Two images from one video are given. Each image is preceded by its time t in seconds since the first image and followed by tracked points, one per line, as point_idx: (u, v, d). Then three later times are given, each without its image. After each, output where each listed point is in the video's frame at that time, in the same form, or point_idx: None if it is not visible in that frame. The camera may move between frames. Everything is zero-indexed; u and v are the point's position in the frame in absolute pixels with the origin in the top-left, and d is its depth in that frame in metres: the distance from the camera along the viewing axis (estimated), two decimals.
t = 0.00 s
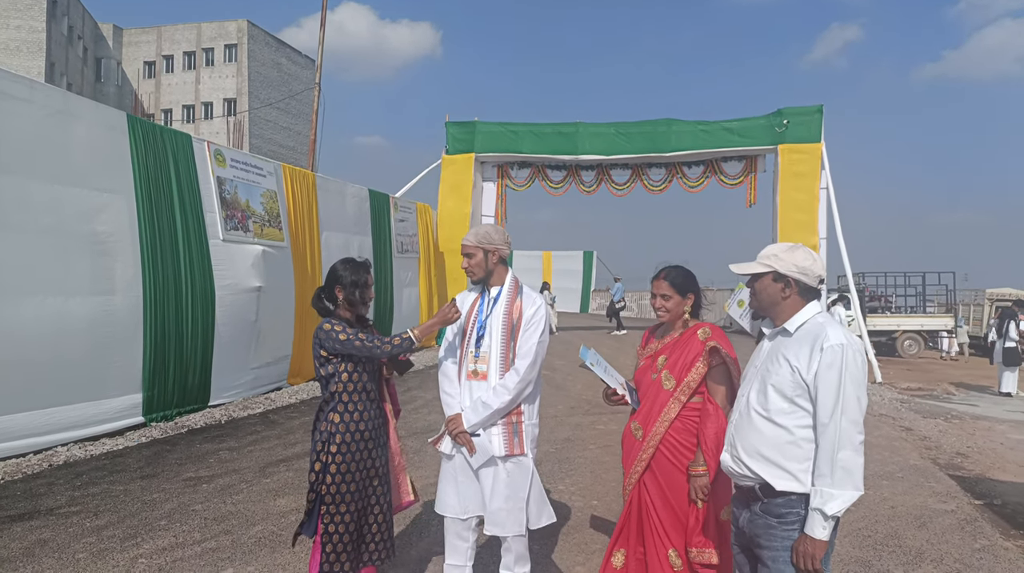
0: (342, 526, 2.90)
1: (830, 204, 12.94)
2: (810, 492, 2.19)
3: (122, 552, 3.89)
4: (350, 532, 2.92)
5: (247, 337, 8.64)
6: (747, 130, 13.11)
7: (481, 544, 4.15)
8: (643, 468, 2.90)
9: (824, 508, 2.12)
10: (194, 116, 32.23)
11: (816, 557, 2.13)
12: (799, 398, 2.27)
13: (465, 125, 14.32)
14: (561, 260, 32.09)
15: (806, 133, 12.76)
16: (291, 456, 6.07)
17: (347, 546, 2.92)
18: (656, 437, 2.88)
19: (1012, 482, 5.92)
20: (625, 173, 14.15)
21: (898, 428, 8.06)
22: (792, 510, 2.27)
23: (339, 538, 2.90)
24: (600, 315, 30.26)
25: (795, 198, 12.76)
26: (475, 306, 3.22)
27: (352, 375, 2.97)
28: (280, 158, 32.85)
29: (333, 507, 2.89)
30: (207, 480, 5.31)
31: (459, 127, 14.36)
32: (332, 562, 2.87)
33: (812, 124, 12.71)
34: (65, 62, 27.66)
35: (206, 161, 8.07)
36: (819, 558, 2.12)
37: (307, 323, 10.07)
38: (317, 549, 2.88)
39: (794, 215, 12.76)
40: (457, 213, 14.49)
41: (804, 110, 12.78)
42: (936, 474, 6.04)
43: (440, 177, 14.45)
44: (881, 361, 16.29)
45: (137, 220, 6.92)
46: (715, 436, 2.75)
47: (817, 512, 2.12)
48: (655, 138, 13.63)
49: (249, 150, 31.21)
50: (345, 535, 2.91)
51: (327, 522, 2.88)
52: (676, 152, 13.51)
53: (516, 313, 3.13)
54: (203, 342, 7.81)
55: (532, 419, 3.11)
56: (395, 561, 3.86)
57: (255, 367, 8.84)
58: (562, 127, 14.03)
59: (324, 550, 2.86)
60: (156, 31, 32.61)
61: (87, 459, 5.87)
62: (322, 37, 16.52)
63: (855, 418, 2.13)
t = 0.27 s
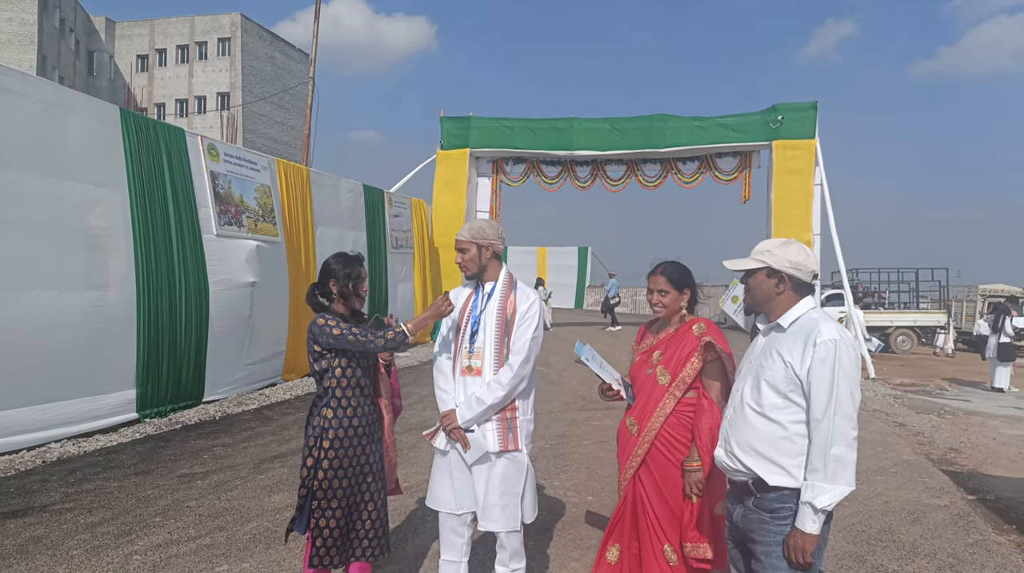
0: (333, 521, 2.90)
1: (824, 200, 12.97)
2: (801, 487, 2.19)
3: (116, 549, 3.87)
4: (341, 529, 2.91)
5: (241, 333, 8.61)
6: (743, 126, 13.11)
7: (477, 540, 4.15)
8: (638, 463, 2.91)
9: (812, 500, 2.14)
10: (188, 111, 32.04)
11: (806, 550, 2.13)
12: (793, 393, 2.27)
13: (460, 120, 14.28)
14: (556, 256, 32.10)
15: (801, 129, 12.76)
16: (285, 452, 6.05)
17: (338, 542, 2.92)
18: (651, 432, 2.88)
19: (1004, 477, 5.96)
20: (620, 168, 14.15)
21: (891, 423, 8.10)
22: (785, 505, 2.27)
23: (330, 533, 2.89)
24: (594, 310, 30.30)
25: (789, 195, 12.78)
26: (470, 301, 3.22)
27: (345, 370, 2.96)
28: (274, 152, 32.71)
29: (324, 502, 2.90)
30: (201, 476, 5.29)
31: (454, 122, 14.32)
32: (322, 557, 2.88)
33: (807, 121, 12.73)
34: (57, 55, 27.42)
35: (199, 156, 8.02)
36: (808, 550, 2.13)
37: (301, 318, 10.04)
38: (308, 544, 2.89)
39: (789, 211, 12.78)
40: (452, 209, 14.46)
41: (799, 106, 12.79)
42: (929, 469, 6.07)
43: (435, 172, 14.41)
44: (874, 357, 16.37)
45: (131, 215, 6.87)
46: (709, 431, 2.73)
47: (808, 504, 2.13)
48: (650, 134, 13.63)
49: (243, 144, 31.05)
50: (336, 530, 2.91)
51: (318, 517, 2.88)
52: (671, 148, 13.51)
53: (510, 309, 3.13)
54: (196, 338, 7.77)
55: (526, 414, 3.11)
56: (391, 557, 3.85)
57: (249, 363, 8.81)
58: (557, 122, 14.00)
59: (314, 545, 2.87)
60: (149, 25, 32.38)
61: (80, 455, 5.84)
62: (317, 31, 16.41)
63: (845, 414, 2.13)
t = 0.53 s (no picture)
0: (332, 514, 2.89)
1: (826, 199, 12.95)
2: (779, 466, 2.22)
3: (116, 538, 3.88)
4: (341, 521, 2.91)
5: (242, 324, 8.61)
6: (746, 124, 13.08)
7: (476, 534, 4.15)
8: (638, 460, 2.90)
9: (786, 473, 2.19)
10: (190, 101, 31.96)
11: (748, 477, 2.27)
12: (795, 392, 2.27)
13: (463, 115, 14.25)
14: (557, 252, 32.09)
15: (804, 128, 12.74)
16: (284, 444, 6.05)
17: (338, 534, 2.92)
18: (651, 429, 2.88)
19: (1003, 479, 5.96)
20: (623, 165, 14.13)
21: (890, 424, 8.10)
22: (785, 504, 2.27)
23: (330, 526, 2.89)
24: (594, 307, 30.30)
25: (792, 194, 12.76)
26: (472, 296, 3.21)
27: (346, 363, 2.96)
28: (276, 144, 32.64)
29: (324, 495, 2.89)
30: (201, 466, 5.30)
31: (457, 116, 14.29)
32: (322, 550, 2.88)
33: (811, 120, 12.70)
34: (59, 43, 27.35)
35: (201, 146, 8.01)
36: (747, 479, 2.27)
37: (302, 310, 10.03)
38: (308, 536, 2.88)
39: (791, 210, 12.76)
40: (454, 203, 14.45)
41: (802, 105, 12.75)
42: (927, 470, 6.07)
43: (437, 166, 14.39)
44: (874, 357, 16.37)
45: (132, 204, 6.86)
46: (710, 428, 2.72)
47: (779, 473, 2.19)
48: (653, 131, 13.60)
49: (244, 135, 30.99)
50: (336, 523, 2.91)
51: (317, 510, 2.88)
52: (674, 145, 13.48)
53: (512, 304, 3.13)
54: (197, 328, 7.77)
55: (527, 409, 3.11)
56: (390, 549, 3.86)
57: (249, 354, 8.81)
58: (560, 118, 13.97)
59: (313, 537, 2.87)
60: (152, 14, 32.27)
61: (80, 444, 5.85)
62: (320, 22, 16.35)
63: (851, 411, 2.12)
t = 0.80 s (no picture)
0: (340, 518, 2.90)
1: (830, 199, 12.94)
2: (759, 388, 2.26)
3: (121, 543, 3.90)
4: (347, 525, 2.92)
5: (246, 328, 8.63)
6: (748, 124, 13.08)
7: (480, 536, 4.16)
8: (641, 462, 2.90)
9: (756, 394, 2.25)
10: (193, 106, 32.08)
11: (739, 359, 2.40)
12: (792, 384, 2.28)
13: (465, 117, 14.28)
14: (560, 254, 32.10)
15: (807, 128, 12.72)
16: (289, 447, 6.06)
17: (345, 537, 2.93)
18: (655, 430, 2.88)
19: (1009, 478, 5.94)
20: (625, 166, 14.13)
21: (895, 424, 8.08)
22: (789, 504, 2.27)
23: (337, 530, 2.90)
24: (598, 308, 30.28)
25: (795, 193, 12.74)
26: (475, 299, 3.22)
27: (351, 368, 2.97)
28: (279, 148, 32.74)
29: (331, 499, 2.90)
30: (206, 471, 5.32)
31: (459, 119, 14.32)
32: (329, 554, 2.88)
33: (814, 119, 12.68)
34: (64, 50, 27.49)
35: (205, 151, 8.04)
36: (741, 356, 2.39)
37: (306, 314, 10.05)
38: (315, 541, 2.89)
39: (794, 210, 12.74)
40: (457, 206, 14.47)
41: (805, 105, 12.74)
42: (933, 470, 6.05)
43: (440, 169, 14.42)
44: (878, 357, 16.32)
45: (137, 209, 6.89)
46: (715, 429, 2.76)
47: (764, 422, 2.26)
48: (655, 132, 13.60)
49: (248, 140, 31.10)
50: (343, 527, 2.92)
51: (325, 514, 2.89)
52: (676, 146, 13.48)
53: (516, 306, 3.13)
54: (201, 333, 7.79)
55: (533, 412, 3.11)
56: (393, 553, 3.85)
57: (254, 358, 8.83)
58: (562, 120, 13.98)
59: (321, 541, 2.87)
60: (156, 20, 32.41)
61: (85, 449, 5.87)
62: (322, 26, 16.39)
63: (838, 399, 2.12)
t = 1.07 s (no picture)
0: (337, 523, 2.90)
1: (825, 200, 12.98)
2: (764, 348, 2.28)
3: (119, 551, 3.88)
4: (345, 530, 2.92)
5: (243, 335, 8.62)
6: (744, 127, 13.12)
7: (479, 541, 4.15)
8: (639, 465, 2.91)
9: (753, 357, 2.27)
10: (189, 112, 32.08)
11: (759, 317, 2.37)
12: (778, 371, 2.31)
13: (461, 122, 14.31)
14: (557, 257, 32.13)
15: (802, 130, 12.76)
16: (287, 454, 6.05)
17: (342, 543, 2.93)
18: (653, 433, 2.88)
19: (1006, 478, 5.96)
20: (621, 169, 14.15)
21: (893, 424, 8.09)
22: (786, 506, 2.28)
23: (334, 536, 2.90)
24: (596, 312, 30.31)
25: (790, 195, 12.78)
26: (474, 304, 3.22)
27: (348, 373, 2.97)
28: (275, 154, 32.73)
29: (328, 505, 2.90)
30: (203, 478, 5.30)
31: (455, 124, 14.34)
32: (327, 560, 2.89)
33: (809, 121, 12.72)
34: (59, 58, 27.48)
35: (200, 157, 8.03)
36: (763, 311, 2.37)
37: (303, 319, 10.04)
38: (313, 547, 2.89)
39: (790, 212, 12.77)
40: (453, 210, 14.47)
41: (799, 107, 12.78)
42: (931, 470, 6.07)
43: (436, 173, 14.43)
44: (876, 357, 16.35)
45: (133, 216, 6.89)
46: (710, 431, 2.75)
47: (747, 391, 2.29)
48: (651, 135, 13.63)
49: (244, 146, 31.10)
50: (341, 532, 2.91)
51: (322, 519, 2.89)
52: (672, 149, 13.52)
53: (516, 311, 3.13)
54: (198, 339, 7.78)
55: (534, 416, 3.12)
56: (393, 559, 3.85)
57: (251, 364, 8.82)
58: (558, 124, 14.01)
59: (319, 547, 2.88)
60: (151, 27, 32.41)
61: (82, 457, 5.85)
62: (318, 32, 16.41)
63: (813, 383, 2.14)
